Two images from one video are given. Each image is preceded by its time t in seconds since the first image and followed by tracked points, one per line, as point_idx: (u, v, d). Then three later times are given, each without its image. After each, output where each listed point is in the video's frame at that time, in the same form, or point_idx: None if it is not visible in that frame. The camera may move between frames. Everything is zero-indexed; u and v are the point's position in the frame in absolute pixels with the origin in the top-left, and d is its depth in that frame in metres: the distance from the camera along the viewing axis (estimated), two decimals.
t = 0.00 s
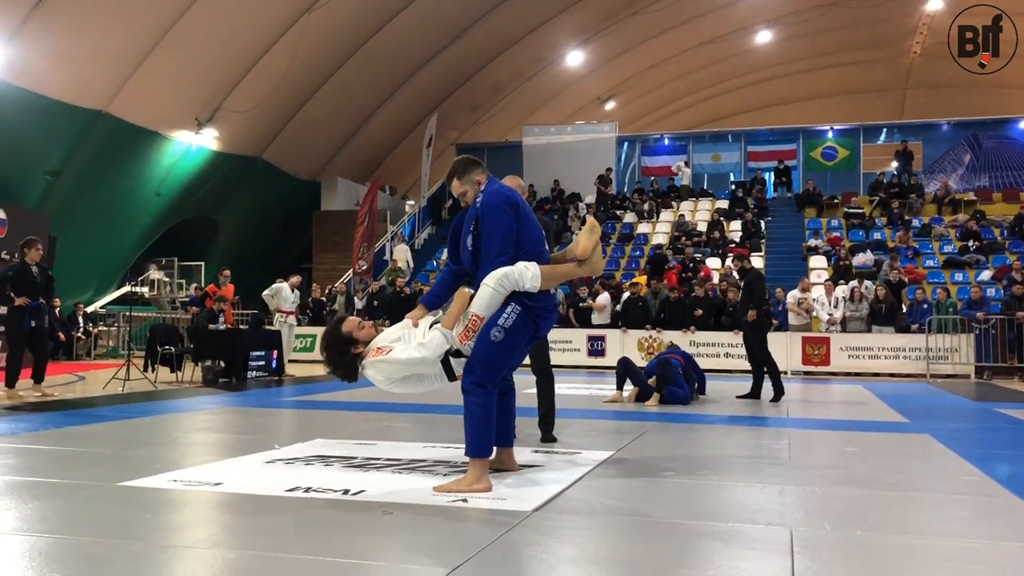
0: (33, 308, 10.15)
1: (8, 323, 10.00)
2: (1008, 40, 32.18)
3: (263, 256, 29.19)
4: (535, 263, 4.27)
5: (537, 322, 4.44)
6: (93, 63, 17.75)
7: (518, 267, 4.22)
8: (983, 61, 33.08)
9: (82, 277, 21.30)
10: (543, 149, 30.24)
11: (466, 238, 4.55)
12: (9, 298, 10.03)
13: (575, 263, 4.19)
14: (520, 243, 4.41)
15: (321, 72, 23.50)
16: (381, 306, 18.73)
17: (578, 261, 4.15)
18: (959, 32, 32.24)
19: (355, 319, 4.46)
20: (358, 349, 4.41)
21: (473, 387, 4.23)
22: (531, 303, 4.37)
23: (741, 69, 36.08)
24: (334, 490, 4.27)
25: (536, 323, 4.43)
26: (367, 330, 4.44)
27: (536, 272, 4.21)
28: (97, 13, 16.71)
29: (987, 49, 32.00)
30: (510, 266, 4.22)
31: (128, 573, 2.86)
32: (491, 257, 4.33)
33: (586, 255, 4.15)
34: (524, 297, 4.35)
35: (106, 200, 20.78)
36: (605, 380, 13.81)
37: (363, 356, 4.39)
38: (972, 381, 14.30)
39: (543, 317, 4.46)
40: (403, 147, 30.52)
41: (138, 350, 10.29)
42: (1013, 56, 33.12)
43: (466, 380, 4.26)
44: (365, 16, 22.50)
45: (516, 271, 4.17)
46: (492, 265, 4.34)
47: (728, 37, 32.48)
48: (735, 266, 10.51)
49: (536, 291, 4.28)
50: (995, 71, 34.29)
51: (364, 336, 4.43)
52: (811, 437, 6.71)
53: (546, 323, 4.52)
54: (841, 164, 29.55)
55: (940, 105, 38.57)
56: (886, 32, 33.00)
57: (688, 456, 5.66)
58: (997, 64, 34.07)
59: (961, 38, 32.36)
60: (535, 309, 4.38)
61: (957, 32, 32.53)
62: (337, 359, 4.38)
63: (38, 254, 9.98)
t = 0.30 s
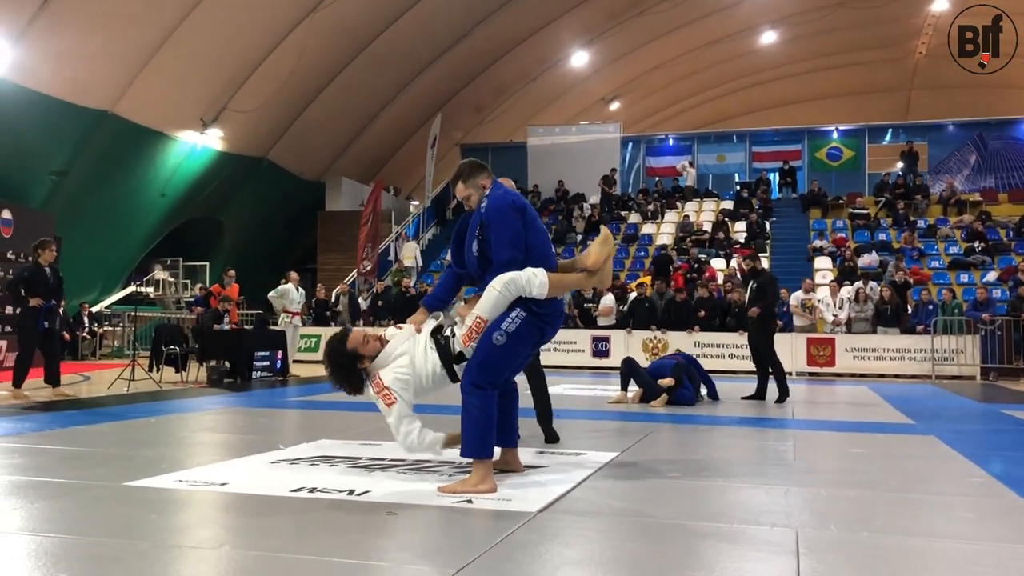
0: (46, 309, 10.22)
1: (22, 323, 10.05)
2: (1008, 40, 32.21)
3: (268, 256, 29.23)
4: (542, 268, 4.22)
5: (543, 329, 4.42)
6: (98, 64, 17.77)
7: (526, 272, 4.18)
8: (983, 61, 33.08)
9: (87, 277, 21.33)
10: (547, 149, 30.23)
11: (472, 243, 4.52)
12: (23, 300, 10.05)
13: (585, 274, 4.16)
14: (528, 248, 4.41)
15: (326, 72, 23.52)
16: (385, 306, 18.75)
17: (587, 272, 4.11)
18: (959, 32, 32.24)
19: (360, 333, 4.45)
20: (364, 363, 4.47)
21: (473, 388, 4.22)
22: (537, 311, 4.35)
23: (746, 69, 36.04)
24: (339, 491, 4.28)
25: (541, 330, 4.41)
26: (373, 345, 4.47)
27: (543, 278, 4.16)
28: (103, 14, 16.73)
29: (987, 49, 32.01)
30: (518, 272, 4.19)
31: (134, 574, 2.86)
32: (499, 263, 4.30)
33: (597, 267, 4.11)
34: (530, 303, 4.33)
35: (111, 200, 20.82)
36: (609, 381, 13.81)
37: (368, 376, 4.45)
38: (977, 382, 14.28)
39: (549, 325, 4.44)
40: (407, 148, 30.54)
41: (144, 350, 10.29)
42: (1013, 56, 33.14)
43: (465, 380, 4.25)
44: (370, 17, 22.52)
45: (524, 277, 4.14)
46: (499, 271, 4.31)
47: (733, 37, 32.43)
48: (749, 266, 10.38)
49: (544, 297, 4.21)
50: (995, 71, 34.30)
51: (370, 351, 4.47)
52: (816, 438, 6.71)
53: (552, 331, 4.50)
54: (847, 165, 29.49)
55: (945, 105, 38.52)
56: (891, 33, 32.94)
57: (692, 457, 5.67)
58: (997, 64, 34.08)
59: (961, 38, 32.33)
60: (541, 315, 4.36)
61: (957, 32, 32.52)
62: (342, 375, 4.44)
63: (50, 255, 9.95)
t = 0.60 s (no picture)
0: (65, 309, 10.26)
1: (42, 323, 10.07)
2: (1007, 40, 32.12)
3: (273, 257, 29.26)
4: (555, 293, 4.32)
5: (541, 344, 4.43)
6: (104, 64, 17.81)
7: (542, 295, 4.25)
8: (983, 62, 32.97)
9: (92, 278, 21.36)
10: (552, 151, 30.22)
11: (481, 259, 4.41)
12: (45, 299, 10.10)
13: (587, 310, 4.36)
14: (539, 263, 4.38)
15: (331, 73, 23.55)
16: (390, 307, 18.77)
17: (590, 311, 4.32)
18: (959, 32, 32.12)
19: (388, 394, 4.27)
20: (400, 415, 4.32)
21: (469, 390, 4.21)
22: (540, 326, 4.35)
23: (752, 71, 36.01)
24: (343, 491, 4.28)
25: (539, 345, 4.41)
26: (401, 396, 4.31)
27: (556, 303, 4.27)
28: (109, 15, 16.77)
29: (987, 50, 31.89)
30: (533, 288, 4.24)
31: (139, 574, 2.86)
32: (514, 274, 4.27)
33: (601, 312, 4.32)
34: (536, 319, 4.32)
35: (117, 201, 20.86)
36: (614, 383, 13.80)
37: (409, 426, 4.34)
38: (983, 384, 14.22)
39: (546, 341, 4.45)
40: (412, 149, 30.57)
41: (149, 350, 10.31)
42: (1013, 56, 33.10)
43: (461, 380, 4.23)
44: (376, 18, 22.53)
45: (540, 297, 4.20)
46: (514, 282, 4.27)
47: (739, 39, 32.38)
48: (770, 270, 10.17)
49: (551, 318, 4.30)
50: (996, 72, 34.24)
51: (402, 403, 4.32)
52: (820, 440, 6.70)
53: (546, 347, 4.50)
54: (852, 167, 29.48)
55: (950, 107, 38.45)
56: (897, 35, 32.89)
57: (696, 459, 5.67)
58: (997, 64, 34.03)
59: (961, 38, 32.16)
60: (542, 331, 4.36)
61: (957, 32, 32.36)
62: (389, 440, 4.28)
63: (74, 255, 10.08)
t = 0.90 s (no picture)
0: (77, 308, 10.23)
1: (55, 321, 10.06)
2: (1006, 39, 31.89)
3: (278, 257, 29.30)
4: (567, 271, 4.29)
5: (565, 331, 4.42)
6: (110, 64, 17.84)
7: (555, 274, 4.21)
8: (984, 61, 32.72)
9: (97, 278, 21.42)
10: (558, 151, 30.20)
11: (491, 257, 4.35)
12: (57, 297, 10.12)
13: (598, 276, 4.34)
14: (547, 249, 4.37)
15: (337, 73, 23.56)
16: (395, 307, 18.78)
17: (601, 276, 4.31)
18: (960, 32, 31.91)
19: (414, 426, 4.23)
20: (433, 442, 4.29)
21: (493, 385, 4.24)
22: (562, 313, 4.34)
23: (758, 71, 35.97)
24: (349, 492, 4.28)
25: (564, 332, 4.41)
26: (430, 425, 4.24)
27: (572, 279, 4.25)
28: (115, 16, 16.81)
29: (987, 50, 31.66)
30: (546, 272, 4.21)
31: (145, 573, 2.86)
32: (522, 262, 4.23)
33: (609, 273, 4.32)
34: (558, 305, 4.32)
35: (123, 200, 20.90)
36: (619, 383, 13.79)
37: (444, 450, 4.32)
38: (989, 386, 14.19)
39: (571, 327, 4.44)
40: (418, 149, 30.58)
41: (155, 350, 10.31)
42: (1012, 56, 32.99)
43: (485, 377, 4.24)
44: (381, 18, 22.53)
45: (557, 279, 4.16)
46: (526, 271, 4.23)
47: (744, 39, 32.35)
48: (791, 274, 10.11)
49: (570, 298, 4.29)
50: (997, 71, 34.09)
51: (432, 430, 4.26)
52: (827, 441, 6.67)
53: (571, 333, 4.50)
54: (858, 167, 29.44)
55: (957, 108, 38.34)
56: (903, 35, 32.81)
57: (702, 459, 5.66)
58: (997, 63, 33.91)
59: (961, 38, 31.90)
60: (564, 317, 4.35)
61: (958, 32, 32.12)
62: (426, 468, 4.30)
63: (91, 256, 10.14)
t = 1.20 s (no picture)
0: (89, 304, 10.37)
1: (69, 317, 10.15)
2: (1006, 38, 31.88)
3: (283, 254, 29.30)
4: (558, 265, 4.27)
5: (563, 330, 4.38)
6: (115, 62, 17.85)
7: (540, 268, 4.22)
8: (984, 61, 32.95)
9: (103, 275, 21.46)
10: (563, 148, 30.18)
11: (483, 257, 4.48)
12: (67, 294, 10.17)
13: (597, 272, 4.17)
14: (538, 252, 4.38)
15: (341, 70, 23.56)
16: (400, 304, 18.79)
17: (603, 269, 4.12)
18: (960, 32, 32.05)
19: (392, 391, 4.31)
20: (407, 416, 4.34)
21: (489, 385, 4.14)
22: (556, 310, 4.31)
23: (763, 69, 35.90)
24: (355, 488, 4.27)
25: (561, 330, 4.36)
26: (404, 396, 4.32)
27: (559, 272, 4.21)
28: (120, 13, 16.82)
29: (987, 50, 31.82)
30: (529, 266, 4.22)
31: (152, 569, 2.86)
32: (509, 262, 4.26)
33: (611, 264, 4.13)
34: (551, 301, 4.30)
35: (129, 198, 20.93)
36: (624, 380, 13.77)
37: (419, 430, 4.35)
38: (996, 383, 14.15)
39: (567, 325, 4.40)
40: (422, 146, 30.58)
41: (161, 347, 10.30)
42: (1012, 55, 33.00)
43: (480, 377, 4.18)
44: (386, 15, 22.52)
45: (540, 272, 4.17)
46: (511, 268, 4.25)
47: (749, 36, 32.29)
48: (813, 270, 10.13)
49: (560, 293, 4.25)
50: (997, 71, 34.34)
51: (408, 402, 4.33)
52: (833, 440, 6.64)
53: (570, 333, 4.44)
54: (864, 163, 29.16)
55: (963, 105, 38.23)
56: (909, 32, 32.72)
57: (708, 458, 5.63)
58: (998, 64, 34.15)
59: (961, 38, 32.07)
60: (560, 314, 4.32)
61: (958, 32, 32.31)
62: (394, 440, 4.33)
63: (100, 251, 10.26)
